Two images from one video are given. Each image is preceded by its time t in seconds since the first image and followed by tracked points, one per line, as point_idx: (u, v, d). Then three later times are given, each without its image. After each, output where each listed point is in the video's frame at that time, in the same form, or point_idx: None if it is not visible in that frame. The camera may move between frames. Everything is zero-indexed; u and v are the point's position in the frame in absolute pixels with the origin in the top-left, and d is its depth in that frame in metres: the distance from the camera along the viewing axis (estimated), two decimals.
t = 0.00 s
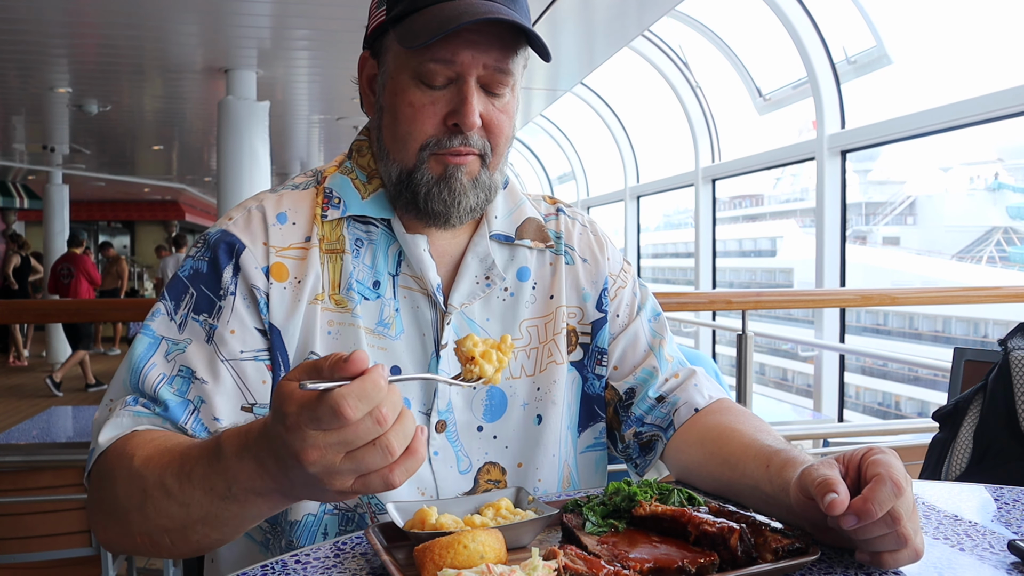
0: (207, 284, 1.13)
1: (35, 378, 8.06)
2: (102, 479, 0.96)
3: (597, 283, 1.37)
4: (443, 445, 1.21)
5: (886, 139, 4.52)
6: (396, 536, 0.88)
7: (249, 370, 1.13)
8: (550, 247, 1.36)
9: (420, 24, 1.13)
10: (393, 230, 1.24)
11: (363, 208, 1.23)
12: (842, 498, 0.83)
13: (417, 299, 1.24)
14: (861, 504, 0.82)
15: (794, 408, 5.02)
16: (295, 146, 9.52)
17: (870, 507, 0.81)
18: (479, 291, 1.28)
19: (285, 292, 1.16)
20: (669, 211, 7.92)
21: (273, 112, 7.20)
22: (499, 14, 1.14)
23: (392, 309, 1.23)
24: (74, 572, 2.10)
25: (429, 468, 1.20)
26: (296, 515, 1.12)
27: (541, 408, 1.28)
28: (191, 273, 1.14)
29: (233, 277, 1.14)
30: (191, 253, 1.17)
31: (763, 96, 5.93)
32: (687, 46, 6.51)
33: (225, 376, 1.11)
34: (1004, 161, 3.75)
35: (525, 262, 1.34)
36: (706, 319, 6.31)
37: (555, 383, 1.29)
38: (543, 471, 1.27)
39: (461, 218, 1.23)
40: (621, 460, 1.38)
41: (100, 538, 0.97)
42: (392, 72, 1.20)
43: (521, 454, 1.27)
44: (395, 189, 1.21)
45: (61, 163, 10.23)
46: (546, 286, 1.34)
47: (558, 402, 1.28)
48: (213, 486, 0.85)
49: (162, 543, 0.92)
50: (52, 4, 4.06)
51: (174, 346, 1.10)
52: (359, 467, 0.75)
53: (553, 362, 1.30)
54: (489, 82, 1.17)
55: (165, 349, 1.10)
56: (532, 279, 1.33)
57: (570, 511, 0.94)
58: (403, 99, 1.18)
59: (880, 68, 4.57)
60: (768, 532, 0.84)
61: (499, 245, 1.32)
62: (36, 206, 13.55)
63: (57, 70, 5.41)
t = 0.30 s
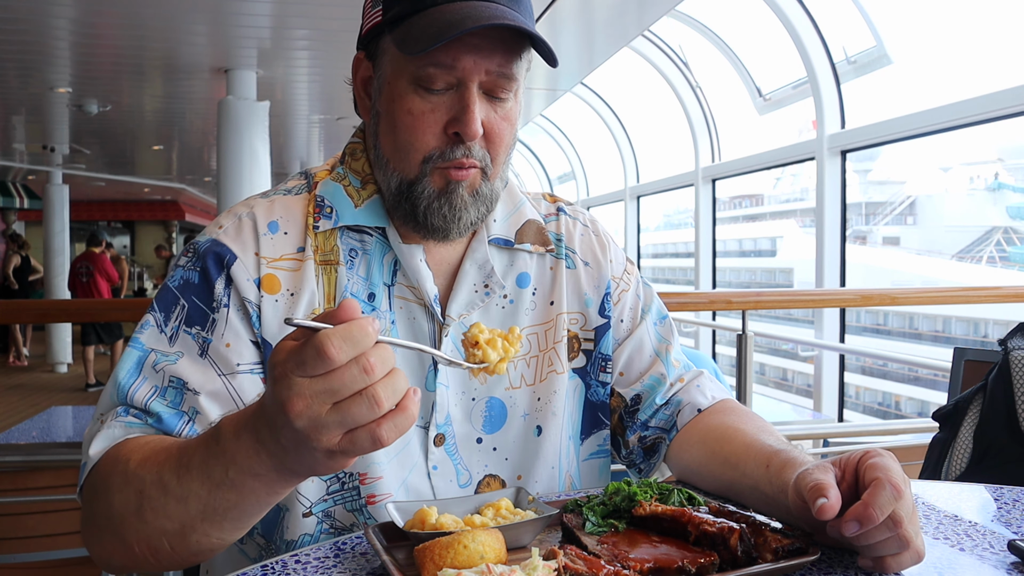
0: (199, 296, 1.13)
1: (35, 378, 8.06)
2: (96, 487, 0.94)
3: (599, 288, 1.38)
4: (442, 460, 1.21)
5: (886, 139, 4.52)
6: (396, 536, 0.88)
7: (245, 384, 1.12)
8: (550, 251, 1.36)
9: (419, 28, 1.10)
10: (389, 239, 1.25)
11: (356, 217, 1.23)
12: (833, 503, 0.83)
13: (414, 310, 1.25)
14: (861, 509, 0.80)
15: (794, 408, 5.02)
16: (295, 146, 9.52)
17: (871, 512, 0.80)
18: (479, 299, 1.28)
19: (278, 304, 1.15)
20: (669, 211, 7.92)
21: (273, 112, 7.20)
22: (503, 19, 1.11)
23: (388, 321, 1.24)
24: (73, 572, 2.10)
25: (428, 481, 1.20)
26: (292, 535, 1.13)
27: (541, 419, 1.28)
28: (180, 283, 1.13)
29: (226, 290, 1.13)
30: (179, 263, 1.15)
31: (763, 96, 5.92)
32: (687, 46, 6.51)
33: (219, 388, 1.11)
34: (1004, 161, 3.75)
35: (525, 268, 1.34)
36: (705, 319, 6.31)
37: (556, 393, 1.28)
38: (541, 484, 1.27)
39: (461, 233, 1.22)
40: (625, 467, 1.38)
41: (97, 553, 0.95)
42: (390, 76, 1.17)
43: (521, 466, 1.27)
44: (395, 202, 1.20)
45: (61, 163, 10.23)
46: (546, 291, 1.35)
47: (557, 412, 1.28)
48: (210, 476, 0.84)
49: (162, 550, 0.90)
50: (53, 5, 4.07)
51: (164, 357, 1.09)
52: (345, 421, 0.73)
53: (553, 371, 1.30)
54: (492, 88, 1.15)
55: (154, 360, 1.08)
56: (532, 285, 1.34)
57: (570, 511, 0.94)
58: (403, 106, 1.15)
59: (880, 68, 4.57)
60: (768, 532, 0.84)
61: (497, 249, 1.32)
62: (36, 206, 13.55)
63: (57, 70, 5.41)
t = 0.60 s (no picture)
0: (201, 288, 1.11)
1: (34, 378, 8.06)
2: (89, 465, 0.87)
3: (601, 292, 1.38)
4: (442, 467, 1.21)
5: (886, 139, 4.52)
6: (396, 536, 0.88)
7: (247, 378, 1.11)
8: (553, 255, 1.36)
9: (427, 41, 1.09)
10: (388, 246, 1.26)
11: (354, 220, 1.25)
12: (833, 506, 0.83)
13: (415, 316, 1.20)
14: (861, 511, 0.80)
15: (794, 408, 5.02)
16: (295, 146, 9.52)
17: (870, 515, 0.80)
18: (481, 307, 1.25)
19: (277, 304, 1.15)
20: (669, 211, 7.92)
21: (273, 112, 7.20)
22: (514, 38, 1.09)
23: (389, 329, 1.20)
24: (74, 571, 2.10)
25: (428, 488, 1.20)
26: (293, 542, 1.13)
27: (542, 426, 1.28)
28: (181, 275, 1.11)
29: (228, 286, 1.13)
30: (178, 257, 1.14)
31: (763, 96, 5.92)
32: (687, 46, 6.51)
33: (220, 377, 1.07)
34: (1004, 161, 3.75)
35: (528, 273, 1.33)
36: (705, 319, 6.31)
37: (556, 399, 1.28)
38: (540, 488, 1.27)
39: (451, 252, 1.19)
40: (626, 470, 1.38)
41: (92, 538, 0.86)
42: (395, 87, 1.16)
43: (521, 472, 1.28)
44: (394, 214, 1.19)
45: (60, 163, 10.24)
46: (547, 296, 1.34)
47: (557, 418, 1.28)
48: (215, 421, 0.79)
49: (166, 516, 0.83)
50: (53, 4, 4.07)
51: (162, 346, 1.06)
52: (355, 339, 0.69)
53: (553, 378, 1.29)
54: (501, 104, 1.13)
55: (152, 348, 1.05)
56: (534, 291, 1.33)
57: (570, 511, 0.94)
58: (407, 118, 1.13)
59: (880, 68, 4.57)
60: (768, 532, 0.84)
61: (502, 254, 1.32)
62: (36, 206, 13.56)
63: (57, 70, 5.42)
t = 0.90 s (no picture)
0: (204, 290, 1.11)
1: (34, 378, 8.06)
2: (94, 459, 0.84)
3: (606, 296, 1.38)
4: (445, 477, 1.20)
5: (886, 139, 4.52)
6: (396, 536, 0.89)
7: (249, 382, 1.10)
8: (558, 260, 1.36)
9: (439, 39, 1.08)
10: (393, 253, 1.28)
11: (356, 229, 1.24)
12: (832, 507, 0.83)
13: (418, 327, 1.22)
14: (861, 514, 0.81)
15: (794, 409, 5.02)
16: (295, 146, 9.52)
17: (870, 517, 0.80)
18: (486, 314, 1.26)
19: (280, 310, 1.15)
20: (669, 211, 7.93)
21: (273, 112, 7.20)
22: (530, 33, 1.09)
23: (392, 340, 1.21)
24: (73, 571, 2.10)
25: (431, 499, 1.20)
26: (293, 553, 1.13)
27: (545, 435, 1.26)
28: (185, 277, 1.11)
29: (233, 290, 1.14)
30: (179, 259, 1.14)
31: (763, 96, 5.92)
32: (687, 46, 6.51)
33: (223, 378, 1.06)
34: (1004, 161, 3.75)
35: (533, 279, 1.34)
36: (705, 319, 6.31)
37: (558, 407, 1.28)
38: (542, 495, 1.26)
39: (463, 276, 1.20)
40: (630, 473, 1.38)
41: (99, 537, 0.83)
42: (403, 92, 1.15)
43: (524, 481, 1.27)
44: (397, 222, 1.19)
45: (60, 163, 10.24)
46: (552, 302, 1.35)
47: (558, 427, 1.27)
48: (229, 396, 0.78)
49: (179, 503, 0.81)
50: (53, 4, 4.07)
51: (164, 347, 1.04)
52: (367, 297, 0.72)
53: (557, 387, 1.28)
54: (516, 107, 1.13)
55: (154, 349, 1.02)
56: (539, 297, 1.34)
57: (570, 511, 0.94)
58: (414, 123, 1.12)
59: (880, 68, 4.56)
60: (768, 532, 0.84)
61: (507, 259, 1.33)
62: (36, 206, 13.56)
63: (57, 70, 5.41)
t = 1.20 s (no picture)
0: (203, 299, 1.09)
1: (34, 378, 8.07)
2: (89, 472, 0.82)
3: (610, 299, 1.38)
4: (447, 485, 1.21)
5: (886, 139, 4.52)
6: (396, 536, 0.88)
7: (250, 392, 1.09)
8: (562, 265, 1.37)
9: (440, 45, 1.05)
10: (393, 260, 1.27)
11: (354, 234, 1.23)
12: (839, 506, 0.83)
13: (419, 336, 1.21)
14: (866, 513, 0.81)
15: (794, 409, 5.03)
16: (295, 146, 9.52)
17: (876, 517, 0.80)
18: (491, 320, 1.26)
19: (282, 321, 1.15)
20: (669, 211, 7.93)
21: (273, 112, 7.21)
22: (532, 43, 1.06)
23: (393, 350, 1.19)
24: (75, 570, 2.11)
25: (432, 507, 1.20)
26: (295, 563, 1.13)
27: (545, 441, 1.27)
28: (184, 285, 1.09)
29: (232, 301, 1.13)
30: (177, 267, 1.12)
31: (763, 96, 5.92)
32: (687, 46, 6.51)
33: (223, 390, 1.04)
34: (1004, 161, 3.76)
35: (538, 283, 1.34)
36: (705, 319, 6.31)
37: (560, 413, 1.28)
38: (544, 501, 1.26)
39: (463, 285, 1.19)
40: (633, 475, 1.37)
41: (93, 551, 0.81)
42: (404, 96, 1.13)
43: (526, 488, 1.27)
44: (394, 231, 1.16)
45: (60, 163, 10.24)
46: (555, 307, 1.35)
47: (560, 433, 1.28)
48: (233, 408, 0.77)
49: (178, 517, 0.80)
50: (54, 5, 4.07)
51: (162, 358, 1.01)
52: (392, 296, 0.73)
53: (558, 393, 1.28)
54: (517, 117, 1.10)
55: (151, 360, 1.00)
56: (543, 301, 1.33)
57: (570, 511, 0.94)
58: (412, 129, 1.10)
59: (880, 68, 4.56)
60: (768, 532, 0.84)
61: (512, 264, 1.32)
62: (36, 206, 13.56)
63: (57, 70, 5.41)
